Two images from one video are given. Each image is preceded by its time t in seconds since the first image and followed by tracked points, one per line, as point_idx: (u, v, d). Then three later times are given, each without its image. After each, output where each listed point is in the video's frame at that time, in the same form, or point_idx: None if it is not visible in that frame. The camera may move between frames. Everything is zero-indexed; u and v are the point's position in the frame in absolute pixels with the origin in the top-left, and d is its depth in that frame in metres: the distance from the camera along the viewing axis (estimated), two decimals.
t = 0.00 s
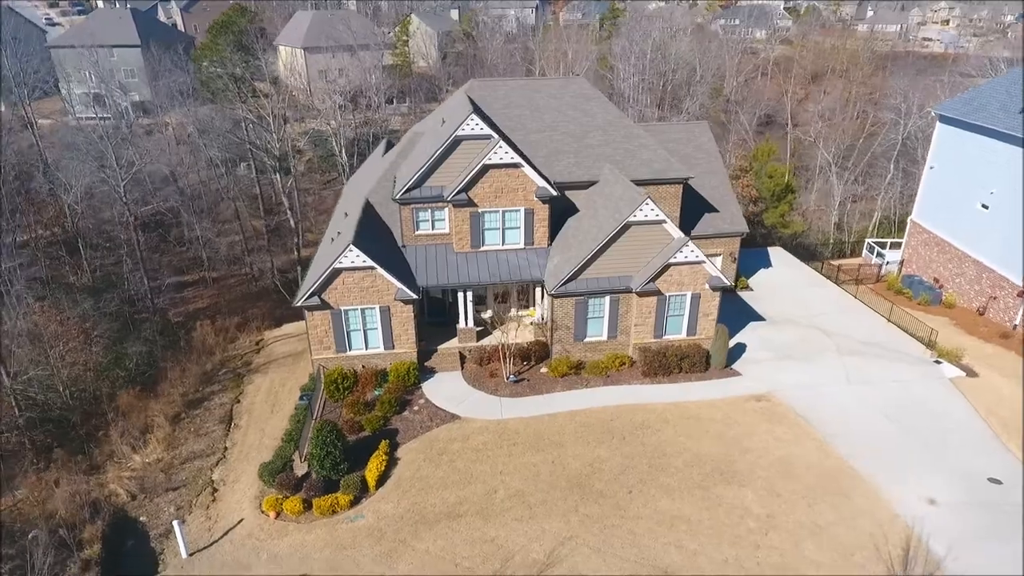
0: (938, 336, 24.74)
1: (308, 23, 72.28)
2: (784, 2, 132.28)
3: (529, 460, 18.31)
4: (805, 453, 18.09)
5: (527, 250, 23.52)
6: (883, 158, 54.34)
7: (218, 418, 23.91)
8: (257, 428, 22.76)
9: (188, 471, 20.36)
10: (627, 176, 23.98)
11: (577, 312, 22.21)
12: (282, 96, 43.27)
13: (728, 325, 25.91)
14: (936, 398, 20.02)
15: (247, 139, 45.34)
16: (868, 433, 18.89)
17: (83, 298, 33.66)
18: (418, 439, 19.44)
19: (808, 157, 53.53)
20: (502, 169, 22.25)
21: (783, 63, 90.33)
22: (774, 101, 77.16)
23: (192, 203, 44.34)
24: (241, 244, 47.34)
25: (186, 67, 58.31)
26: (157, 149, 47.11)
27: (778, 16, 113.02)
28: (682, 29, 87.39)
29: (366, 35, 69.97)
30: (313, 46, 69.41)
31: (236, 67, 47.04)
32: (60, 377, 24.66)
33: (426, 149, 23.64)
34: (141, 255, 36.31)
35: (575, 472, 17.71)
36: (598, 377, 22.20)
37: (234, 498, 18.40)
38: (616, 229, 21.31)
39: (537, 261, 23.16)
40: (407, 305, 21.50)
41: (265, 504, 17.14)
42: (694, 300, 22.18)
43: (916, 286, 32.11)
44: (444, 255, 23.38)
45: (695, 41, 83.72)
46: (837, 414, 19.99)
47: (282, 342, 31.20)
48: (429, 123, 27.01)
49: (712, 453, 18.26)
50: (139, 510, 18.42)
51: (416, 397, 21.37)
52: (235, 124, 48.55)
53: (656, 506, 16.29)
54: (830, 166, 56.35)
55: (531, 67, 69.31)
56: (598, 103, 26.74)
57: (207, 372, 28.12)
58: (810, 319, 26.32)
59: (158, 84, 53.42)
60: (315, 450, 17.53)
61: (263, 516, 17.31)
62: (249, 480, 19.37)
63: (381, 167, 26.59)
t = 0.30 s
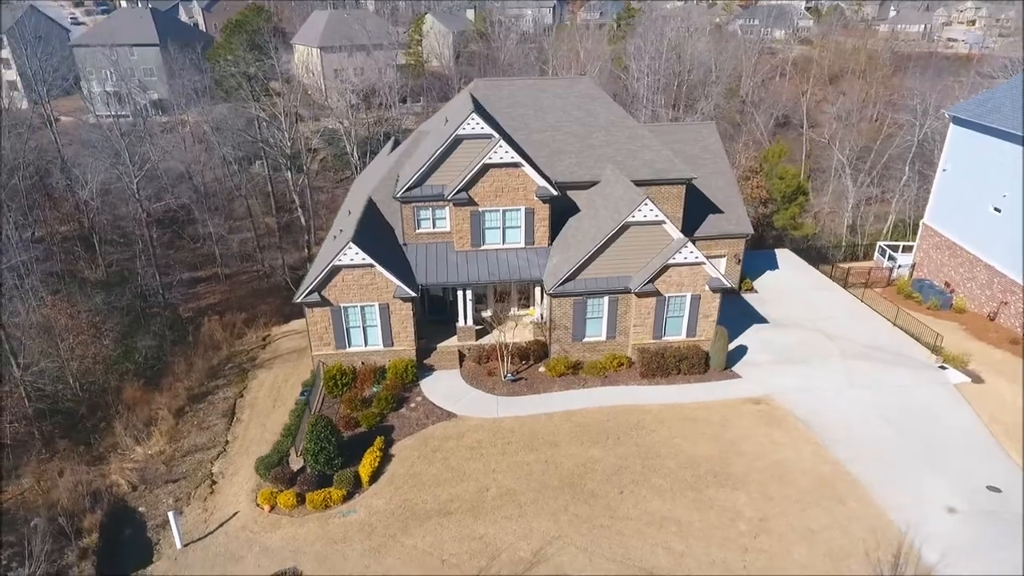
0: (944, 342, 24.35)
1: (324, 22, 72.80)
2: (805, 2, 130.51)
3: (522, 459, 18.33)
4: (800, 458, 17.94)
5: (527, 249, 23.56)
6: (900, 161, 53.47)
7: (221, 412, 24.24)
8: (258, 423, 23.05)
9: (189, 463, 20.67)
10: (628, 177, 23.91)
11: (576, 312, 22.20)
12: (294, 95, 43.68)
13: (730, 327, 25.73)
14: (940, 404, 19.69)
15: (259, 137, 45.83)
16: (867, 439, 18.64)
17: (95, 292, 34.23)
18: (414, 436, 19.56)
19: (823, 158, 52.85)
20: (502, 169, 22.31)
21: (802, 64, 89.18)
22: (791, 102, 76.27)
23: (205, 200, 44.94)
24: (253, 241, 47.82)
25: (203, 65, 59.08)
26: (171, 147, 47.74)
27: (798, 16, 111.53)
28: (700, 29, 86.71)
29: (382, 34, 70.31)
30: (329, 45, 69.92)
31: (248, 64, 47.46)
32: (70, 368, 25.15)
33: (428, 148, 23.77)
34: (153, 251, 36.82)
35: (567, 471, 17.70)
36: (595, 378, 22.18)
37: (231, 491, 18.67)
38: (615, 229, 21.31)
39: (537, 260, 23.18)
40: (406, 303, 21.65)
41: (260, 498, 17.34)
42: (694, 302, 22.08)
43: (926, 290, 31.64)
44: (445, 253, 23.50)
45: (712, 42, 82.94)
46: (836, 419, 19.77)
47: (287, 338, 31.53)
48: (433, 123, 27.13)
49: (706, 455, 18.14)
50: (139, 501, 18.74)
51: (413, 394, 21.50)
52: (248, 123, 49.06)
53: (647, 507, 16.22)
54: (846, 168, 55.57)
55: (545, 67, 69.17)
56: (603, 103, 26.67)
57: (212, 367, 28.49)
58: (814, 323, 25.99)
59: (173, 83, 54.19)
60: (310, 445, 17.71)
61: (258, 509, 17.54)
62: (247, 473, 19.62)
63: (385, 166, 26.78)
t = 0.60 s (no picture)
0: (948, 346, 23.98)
1: (340, 20, 73.25)
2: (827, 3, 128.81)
3: (513, 457, 18.39)
4: (792, 461, 17.80)
5: (526, 248, 23.62)
6: (916, 163, 52.59)
7: (223, 406, 24.58)
8: (258, 417, 23.35)
9: (188, 456, 20.99)
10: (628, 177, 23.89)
11: (572, 312, 22.20)
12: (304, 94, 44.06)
13: (731, 329, 25.54)
14: (941, 408, 19.35)
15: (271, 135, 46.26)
16: (864, 445, 18.40)
17: (106, 287, 34.72)
18: (407, 433, 19.70)
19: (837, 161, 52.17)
20: (500, 168, 22.38)
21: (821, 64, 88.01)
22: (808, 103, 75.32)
23: (217, 197, 45.43)
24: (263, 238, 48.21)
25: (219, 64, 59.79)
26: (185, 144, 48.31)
27: (820, 17, 109.91)
28: (717, 30, 86.04)
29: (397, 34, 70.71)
30: (344, 44, 70.44)
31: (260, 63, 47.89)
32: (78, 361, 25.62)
33: (428, 147, 23.93)
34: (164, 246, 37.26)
35: (557, 470, 17.73)
36: (591, 377, 22.15)
37: (226, 483, 18.94)
38: (611, 229, 21.36)
39: (535, 260, 23.23)
40: (403, 300, 21.81)
41: (253, 490, 17.56)
42: (691, 303, 21.98)
43: (935, 294, 31.25)
44: (443, 251, 23.63)
45: (729, 42, 82.07)
46: (834, 423, 19.49)
47: (292, 333, 31.83)
48: (436, 122, 27.25)
49: (698, 456, 18.06)
50: (136, 492, 19.08)
51: (409, 391, 21.64)
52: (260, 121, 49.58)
53: (634, 507, 16.19)
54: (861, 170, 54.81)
55: (558, 66, 68.92)
56: (606, 103, 26.57)
57: (217, 361, 28.88)
58: (817, 327, 25.67)
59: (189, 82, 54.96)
60: (303, 439, 17.90)
61: (251, 501, 17.75)
62: (243, 466, 19.89)
63: (388, 164, 26.99)
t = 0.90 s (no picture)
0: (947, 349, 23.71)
1: (351, 19, 73.65)
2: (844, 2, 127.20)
3: (503, 454, 18.48)
4: (781, 462, 17.74)
5: (522, 246, 23.70)
6: (928, 164, 51.91)
7: (223, 401, 24.91)
8: (255, 412, 23.64)
9: (185, 449, 21.30)
10: (625, 177, 23.89)
11: (567, 310, 22.24)
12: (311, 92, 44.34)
13: (729, 330, 25.44)
14: (938, 412, 19.10)
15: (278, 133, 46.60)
16: (857, 447, 18.27)
17: (113, 283, 35.01)
18: (399, 429, 19.85)
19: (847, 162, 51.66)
20: (496, 166, 22.48)
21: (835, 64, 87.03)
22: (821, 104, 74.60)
23: (224, 195, 45.82)
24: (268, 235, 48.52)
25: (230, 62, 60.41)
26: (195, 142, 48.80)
27: (837, 16, 108.46)
28: (729, 31, 85.54)
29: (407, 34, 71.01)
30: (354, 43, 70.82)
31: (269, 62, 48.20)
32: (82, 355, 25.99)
33: (426, 145, 24.07)
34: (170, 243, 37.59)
35: (545, 468, 17.80)
36: (585, 376, 22.20)
37: (221, 476, 19.21)
38: (606, 229, 21.38)
39: (530, 258, 23.30)
40: (398, 297, 21.97)
41: (245, 483, 17.80)
42: (686, 303, 21.95)
43: (939, 297, 31.09)
44: (440, 249, 23.76)
45: (741, 42, 81.41)
46: (827, 426, 19.31)
47: (294, 329, 32.11)
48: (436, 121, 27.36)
49: (687, 456, 18.06)
50: (133, 483, 19.40)
51: (404, 388, 21.81)
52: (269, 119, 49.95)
53: (620, 506, 16.22)
54: (872, 171, 54.19)
55: (568, 65, 68.78)
56: (606, 102, 26.53)
57: (220, 357, 29.21)
58: (815, 329, 25.44)
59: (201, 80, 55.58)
60: (295, 433, 18.13)
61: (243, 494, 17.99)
62: (238, 459, 20.16)
63: (388, 162, 27.17)
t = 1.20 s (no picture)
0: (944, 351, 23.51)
1: (360, 19, 74.08)
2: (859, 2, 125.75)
3: (491, 452, 18.57)
4: (769, 463, 17.70)
5: (516, 245, 23.79)
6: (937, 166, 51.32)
7: (221, 396, 25.19)
8: (252, 406, 23.90)
9: (181, 442, 21.57)
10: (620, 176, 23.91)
11: (560, 309, 22.30)
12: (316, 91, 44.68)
13: (724, 331, 25.38)
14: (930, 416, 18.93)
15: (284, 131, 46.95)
16: (846, 449, 18.15)
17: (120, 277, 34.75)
18: (390, 425, 20.00)
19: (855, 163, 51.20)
20: (491, 165, 22.59)
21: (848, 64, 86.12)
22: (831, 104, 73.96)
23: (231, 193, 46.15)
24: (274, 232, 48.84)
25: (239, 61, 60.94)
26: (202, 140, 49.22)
27: (851, 16, 107.25)
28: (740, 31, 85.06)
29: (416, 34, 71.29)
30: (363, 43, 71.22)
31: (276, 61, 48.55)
32: (84, 349, 25.89)
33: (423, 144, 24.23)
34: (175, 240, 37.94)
35: (533, 465, 17.88)
36: (577, 375, 22.24)
37: (214, 469, 19.45)
38: (599, 228, 21.44)
39: (525, 257, 23.40)
40: (392, 294, 22.12)
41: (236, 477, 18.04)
42: (679, 303, 21.93)
43: (941, 299, 30.77)
44: (435, 247, 23.90)
45: (751, 42, 80.81)
46: (818, 429, 19.21)
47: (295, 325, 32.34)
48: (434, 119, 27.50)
49: (674, 455, 18.07)
50: (128, 476, 19.71)
51: (397, 384, 21.97)
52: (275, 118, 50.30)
53: (605, 505, 16.26)
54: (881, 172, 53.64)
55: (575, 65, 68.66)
56: (604, 101, 26.53)
57: (220, 352, 29.51)
58: (812, 330, 25.30)
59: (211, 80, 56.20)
60: (285, 428, 18.33)
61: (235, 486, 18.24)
62: (232, 453, 20.39)
63: (386, 161, 27.38)
